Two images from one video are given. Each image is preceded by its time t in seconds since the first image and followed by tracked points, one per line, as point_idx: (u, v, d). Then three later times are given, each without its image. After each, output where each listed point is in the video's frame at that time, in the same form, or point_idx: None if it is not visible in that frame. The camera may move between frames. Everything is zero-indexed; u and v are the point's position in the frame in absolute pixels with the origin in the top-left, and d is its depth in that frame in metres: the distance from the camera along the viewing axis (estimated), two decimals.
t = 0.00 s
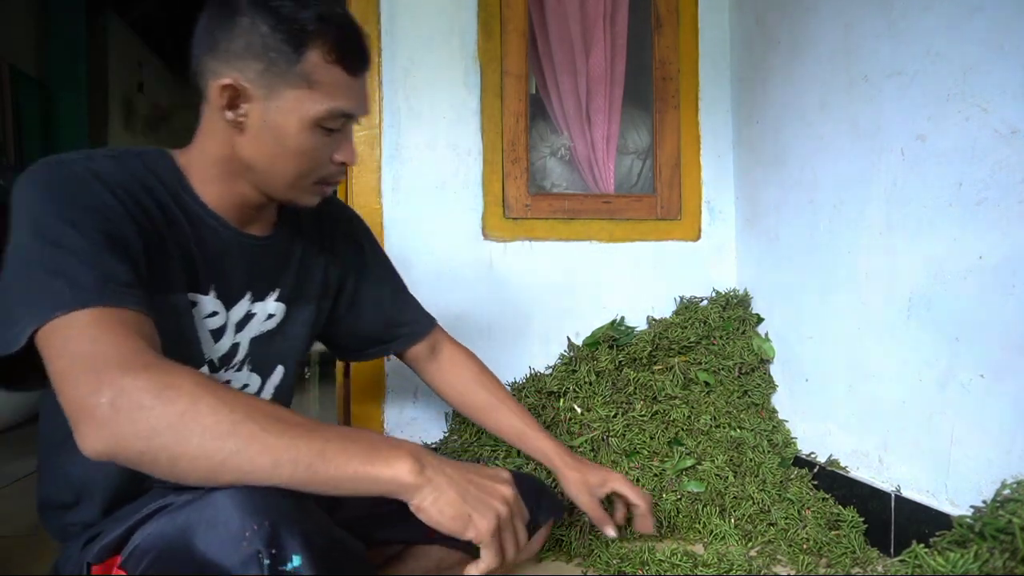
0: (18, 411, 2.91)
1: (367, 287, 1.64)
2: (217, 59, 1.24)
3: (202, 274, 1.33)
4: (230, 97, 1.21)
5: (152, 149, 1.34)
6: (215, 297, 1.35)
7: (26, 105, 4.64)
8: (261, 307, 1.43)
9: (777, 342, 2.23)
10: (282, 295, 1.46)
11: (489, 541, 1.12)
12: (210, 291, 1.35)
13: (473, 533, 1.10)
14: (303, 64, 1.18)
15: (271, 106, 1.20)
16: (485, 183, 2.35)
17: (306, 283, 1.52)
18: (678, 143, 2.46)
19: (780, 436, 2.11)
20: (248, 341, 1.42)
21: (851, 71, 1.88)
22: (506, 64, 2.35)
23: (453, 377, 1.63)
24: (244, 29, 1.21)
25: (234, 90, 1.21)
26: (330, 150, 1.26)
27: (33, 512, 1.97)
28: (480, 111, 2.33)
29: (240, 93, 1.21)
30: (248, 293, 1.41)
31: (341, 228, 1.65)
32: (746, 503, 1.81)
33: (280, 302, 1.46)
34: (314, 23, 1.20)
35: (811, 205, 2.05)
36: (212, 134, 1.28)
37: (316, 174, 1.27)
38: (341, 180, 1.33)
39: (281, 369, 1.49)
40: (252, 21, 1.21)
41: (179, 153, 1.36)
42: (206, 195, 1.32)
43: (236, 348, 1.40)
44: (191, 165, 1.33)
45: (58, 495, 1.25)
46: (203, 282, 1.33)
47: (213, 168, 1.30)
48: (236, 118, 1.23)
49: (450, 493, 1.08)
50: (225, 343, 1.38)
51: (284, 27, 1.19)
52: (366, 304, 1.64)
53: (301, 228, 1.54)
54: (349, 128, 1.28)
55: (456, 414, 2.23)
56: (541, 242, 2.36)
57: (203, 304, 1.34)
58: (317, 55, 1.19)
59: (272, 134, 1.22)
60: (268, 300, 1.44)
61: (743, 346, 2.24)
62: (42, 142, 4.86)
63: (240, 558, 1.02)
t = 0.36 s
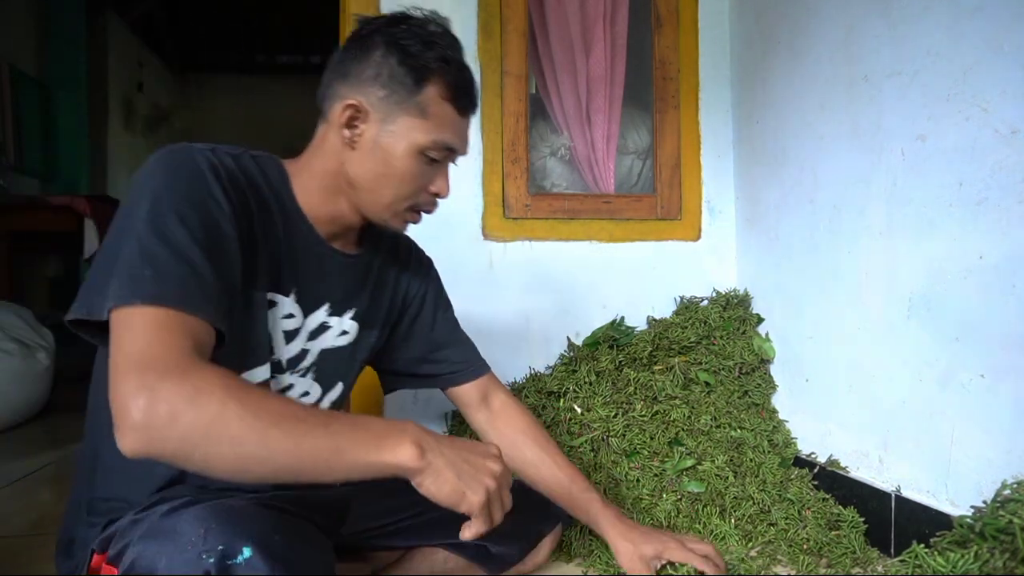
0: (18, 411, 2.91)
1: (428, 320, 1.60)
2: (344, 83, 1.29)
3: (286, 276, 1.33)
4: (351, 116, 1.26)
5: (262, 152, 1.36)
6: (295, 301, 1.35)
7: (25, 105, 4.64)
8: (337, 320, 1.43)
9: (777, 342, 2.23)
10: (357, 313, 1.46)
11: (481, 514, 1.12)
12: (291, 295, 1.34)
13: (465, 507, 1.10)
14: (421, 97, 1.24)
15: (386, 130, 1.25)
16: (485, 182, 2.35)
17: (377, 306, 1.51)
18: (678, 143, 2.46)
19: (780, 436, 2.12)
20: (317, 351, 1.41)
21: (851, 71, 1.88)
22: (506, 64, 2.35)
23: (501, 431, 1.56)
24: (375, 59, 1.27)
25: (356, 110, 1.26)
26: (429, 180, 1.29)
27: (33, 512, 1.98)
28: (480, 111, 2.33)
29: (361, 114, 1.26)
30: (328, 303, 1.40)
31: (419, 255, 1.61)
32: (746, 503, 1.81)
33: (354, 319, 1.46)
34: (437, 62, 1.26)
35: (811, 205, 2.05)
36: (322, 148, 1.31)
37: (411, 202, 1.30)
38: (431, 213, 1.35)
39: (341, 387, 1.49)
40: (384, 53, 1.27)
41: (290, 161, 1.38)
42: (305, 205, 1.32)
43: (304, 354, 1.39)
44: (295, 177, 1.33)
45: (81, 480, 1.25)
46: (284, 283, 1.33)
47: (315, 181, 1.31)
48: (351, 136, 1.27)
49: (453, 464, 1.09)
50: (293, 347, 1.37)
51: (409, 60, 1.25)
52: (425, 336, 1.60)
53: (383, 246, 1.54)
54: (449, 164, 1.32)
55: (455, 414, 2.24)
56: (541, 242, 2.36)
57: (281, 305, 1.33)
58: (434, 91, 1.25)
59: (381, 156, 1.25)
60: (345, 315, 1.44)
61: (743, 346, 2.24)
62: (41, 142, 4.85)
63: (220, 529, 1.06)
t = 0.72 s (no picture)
0: (18, 411, 2.92)
1: (430, 321, 1.62)
2: (357, 89, 1.29)
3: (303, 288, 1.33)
4: (362, 124, 1.26)
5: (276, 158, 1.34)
6: (310, 313, 1.35)
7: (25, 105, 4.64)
8: (349, 328, 1.44)
9: (777, 342, 2.23)
10: (368, 319, 1.47)
11: None
12: (306, 307, 1.34)
13: None
14: (435, 108, 1.24)
15: (397, 141, 1.25)
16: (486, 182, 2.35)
17: (384, 309, 1.53)
18: (678, 144, 2.46)
19: (780, 436, 2.12)
20: (330, 361, 1.42)
21: (851, 71, 1.88)
22: (505, 64, 2.35)
23: (508, 428, 1.55)
24: (389, 66, 1.27)
25: (367, 119, 1.26)
26: (438, 192, 1.30)
27: (33, 512, 1.98)
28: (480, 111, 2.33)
29: (372, 123, 1.26)
30: (341, 312, 1.41)
31: (421, 260, 1.64)
32: (746, 503, 1.81)
33: (365, 327, 1.47)
34: (453, 72, 1.25)
35: (811, 205, 2.05)
36: (333, 156, 1.31)
37: (419, 213, 1.31)
38: (440, 224, 1.36)
39: (353, 394, 1.52)
40: (398, 61, 1.26)
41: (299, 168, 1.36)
42: (317, 213, 1.32)
43: (319, 365, 1.40)
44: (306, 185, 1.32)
45: (80, 482, 1.25)
46: (301, 296, 1.33)
47: (328, 189, 1.32)
48: (362, 145, 1.27)
49: (475, 541, 1.14)
50: (309, 359, 1.37)
51: (424, 70, 1.24)
52: (428, 337, 1.61)
53: (388, 254, 1.54)
54: (460, 175, 1.33)
55: (455, 414, 2.24)
56: (541, 242, 2.36)
57: (296, 317, 1.33)
58: (448, 102, 1.25)
59: (392, 167, 1.26)
60: (357, 323, 1.45)
61: (742, 346, 2.24)
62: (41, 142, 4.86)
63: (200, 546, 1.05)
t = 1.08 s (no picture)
0: (18, 412, 2.91)
1: (433, 324, 1.63)
2: (344, 96, 1.27)
3: (280, 301, 1.33)
4: (349, 139, 1.24)
5: (256, 158, 1.34)
6: (289, 326, 1.35)
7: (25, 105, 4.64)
8: (335, 338, 1.43)
9: (777, 342, 2.23)
10: (356, 327, 1.47)
11: None
12: (285, 320, 1.34)
13: None
14: (428, 123, 1.22)
15: (386, 157, 1.24)
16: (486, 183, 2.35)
17: (377, 317, 1.52)
18: (678, 144, 2.45)
19: (780, 436, 2.12)
20: (314, 372, 1.42)
21: (851, 71, 1.88)
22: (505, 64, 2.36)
23: (517, 416, 1.63)
24: (380, 75, 1.24)
25: (354, 134, 1.24)
26: (431, 209, 1.29)
27: (32, 512, 1.98)
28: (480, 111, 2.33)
29: (360, 139, 1.24)
30: (325, 322, 1.40)
31: (422, 252, 1.64)
32: (746, 503, 1.81)
33: (353, 335, 1.46)
34: (449, 85, 1.22)
35: (811, 205, 2.05)
36: (318, 166, 1.30)
37: (411, 229, 1.30)
38: (433, 237, 1.36)
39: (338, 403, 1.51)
40: (390, 69, 1.24)
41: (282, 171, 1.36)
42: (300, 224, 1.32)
43: (301, 377, 1.40)
44: (286, 186, 1.33)
45: (75, 482, 1.24)
46: (276, 309, 1.33)
47: (315, 199, 1.31)
48: (348, 159, 1.25)
49: None
50: (288, 373, 1.37)
51: (418, 81, 1.22)
52: (431, 339, 1.63)
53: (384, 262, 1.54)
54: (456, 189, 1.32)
55: (455, 414, 2.24)
56: (541, 242, 2.36)
57: (273, 331, 1.34)
58: (442, 117, 1.22)
59: (380, 184, 1.25)
60: (342, 331, 1.44)
61: (743, 346, 2.24)
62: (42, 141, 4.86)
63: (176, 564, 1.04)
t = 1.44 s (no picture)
0: (18, 412, 2.91)
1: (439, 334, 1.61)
2: (391, 111, 1.25)
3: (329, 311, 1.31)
4: (395, 154, 1.23)
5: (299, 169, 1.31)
6: (331, 336, 1.34)
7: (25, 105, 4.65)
8: (365, 347, 1.42)
9: (777, 342, 2.23)
10: (380, 335, 1.45)
11: None
12: (328, 330, 1.33)
13: None
14: (475, 143, 1.22)
15: (430, 174, 1.23)
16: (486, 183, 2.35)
17: (397, 325, 1.51)
18: (677, 144, 2.45)
19: (780, 436, 2.12)
20: (345, 381, 1.41)
21: (851, 71, 1.88)
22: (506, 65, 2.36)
23: (507, 427, 1.63)
24: (428, 91, 1.23)
25: (401, 149, 1.23)
26: (469, 225, 1.30)
27: (32, 512, 1.98)
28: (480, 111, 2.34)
29: (406, 154, 1.23)
30: (358, 330, 1.39)
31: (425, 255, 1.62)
32: (746, 503, 1.81)
33: (378, 344, 1.45)
34: (497, 106, 1.22)
35: (811, 206, 2.05)
36: (356, 177, 1.29)
37: (449, 243, 1.30)
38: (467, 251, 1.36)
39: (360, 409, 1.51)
40: (438, 87, 1.22)
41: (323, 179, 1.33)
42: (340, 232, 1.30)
43: (335, 387, 1.39)
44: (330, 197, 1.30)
45: (80, 481, 1.24)
46: (325, 319, 1.31)
47: (353, 209, 1.29)
48: (392, 173, 1.25)
49: None
50: (327, 382, 1.36)
51: (466, 101, 1.21)
52: (437, 348, 1.61)
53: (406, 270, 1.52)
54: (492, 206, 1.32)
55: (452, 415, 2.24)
56: (541, 241, 2.36)
57: (319, 340, 1.31)
58: (487, 137, 1.22)
59: (422, 199, 1.25)
60: (370, 340, 1.42)
61: (742, 346, 2.24)
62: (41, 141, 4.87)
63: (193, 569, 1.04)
